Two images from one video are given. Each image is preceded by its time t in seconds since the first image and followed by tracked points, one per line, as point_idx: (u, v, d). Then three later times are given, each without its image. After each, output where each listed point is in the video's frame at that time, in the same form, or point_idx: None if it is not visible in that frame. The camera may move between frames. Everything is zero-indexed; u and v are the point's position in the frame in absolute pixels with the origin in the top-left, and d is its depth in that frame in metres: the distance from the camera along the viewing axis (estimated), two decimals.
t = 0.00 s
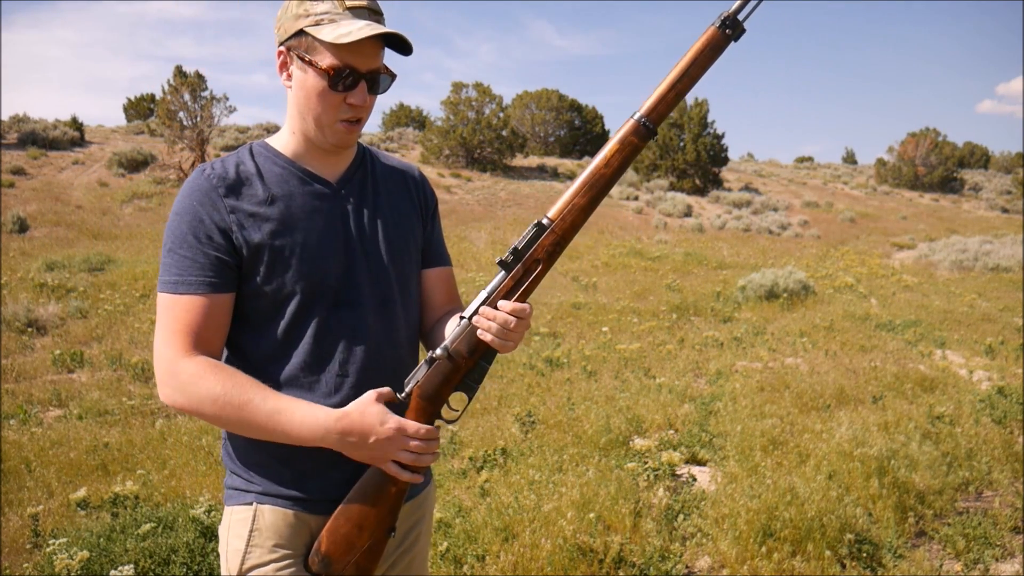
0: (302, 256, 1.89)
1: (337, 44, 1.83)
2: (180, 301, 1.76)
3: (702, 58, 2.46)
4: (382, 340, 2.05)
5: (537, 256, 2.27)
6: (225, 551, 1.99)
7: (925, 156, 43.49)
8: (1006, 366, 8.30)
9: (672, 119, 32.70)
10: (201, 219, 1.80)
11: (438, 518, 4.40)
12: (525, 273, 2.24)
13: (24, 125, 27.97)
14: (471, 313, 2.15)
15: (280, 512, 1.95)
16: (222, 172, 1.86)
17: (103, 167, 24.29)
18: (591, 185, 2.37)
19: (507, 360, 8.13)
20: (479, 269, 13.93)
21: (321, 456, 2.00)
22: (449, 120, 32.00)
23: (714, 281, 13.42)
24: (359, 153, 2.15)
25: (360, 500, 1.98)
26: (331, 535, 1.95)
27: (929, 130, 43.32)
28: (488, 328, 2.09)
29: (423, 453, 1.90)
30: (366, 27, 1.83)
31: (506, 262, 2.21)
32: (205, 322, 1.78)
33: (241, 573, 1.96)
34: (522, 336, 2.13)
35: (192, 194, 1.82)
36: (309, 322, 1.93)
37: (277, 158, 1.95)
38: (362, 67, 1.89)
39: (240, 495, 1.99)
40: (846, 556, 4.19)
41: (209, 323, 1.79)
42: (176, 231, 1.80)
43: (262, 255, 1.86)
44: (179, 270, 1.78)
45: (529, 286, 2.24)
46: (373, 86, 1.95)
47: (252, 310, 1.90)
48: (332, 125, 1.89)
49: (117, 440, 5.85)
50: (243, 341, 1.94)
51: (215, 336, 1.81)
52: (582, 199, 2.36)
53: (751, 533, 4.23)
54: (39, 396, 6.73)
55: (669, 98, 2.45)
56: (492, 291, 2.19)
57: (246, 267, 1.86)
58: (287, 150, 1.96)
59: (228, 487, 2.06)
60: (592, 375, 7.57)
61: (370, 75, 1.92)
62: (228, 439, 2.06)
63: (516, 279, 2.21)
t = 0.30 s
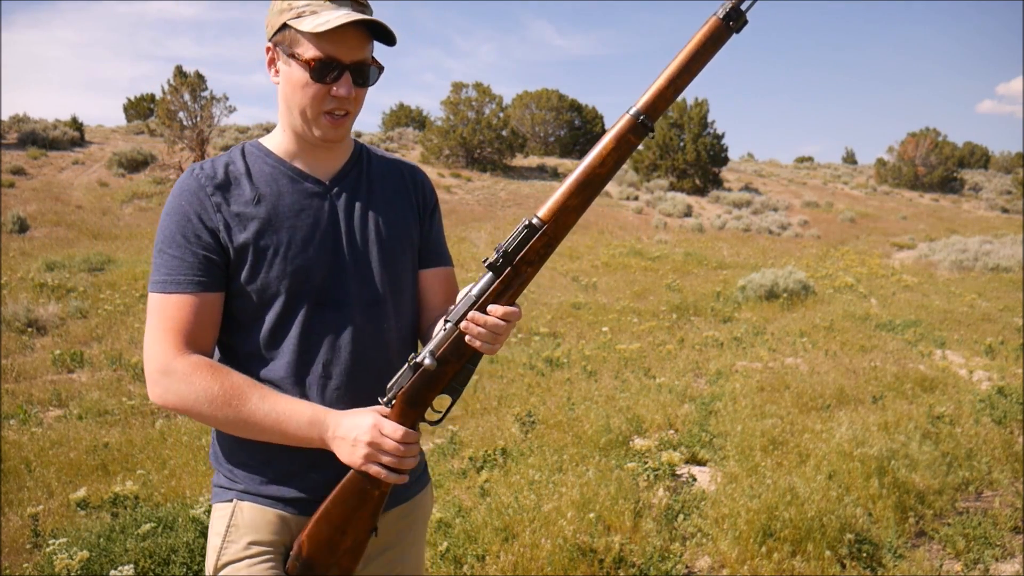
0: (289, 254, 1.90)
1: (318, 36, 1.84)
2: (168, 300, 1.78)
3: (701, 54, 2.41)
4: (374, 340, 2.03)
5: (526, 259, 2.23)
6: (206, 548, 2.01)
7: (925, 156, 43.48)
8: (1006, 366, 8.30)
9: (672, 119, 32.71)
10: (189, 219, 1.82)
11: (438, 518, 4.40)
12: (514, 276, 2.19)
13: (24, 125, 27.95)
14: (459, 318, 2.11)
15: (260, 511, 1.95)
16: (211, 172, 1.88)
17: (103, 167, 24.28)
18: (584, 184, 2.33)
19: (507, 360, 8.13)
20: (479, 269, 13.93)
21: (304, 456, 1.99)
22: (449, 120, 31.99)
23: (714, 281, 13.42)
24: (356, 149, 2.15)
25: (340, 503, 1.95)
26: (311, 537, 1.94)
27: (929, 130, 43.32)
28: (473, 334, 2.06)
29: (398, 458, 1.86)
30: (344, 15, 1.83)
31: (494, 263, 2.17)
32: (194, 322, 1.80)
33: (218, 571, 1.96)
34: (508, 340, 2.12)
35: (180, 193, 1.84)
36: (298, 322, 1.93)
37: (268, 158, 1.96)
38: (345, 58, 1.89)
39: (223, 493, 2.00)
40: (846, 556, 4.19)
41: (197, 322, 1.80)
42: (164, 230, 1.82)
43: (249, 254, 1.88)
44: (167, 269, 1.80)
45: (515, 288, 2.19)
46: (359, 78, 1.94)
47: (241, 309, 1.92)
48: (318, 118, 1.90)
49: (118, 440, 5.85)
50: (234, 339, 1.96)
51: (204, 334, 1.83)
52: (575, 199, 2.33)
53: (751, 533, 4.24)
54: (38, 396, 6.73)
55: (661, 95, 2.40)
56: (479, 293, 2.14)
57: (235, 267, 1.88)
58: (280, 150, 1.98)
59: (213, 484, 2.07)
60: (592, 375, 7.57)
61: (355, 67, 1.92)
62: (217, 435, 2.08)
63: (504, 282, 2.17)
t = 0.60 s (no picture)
0: (260, 250, 1.87)
1: (259, 13, 1.85)
2: (134, 300, 1.76)
3: None
4: (351, 339, 1.98)
5: (487, 246, 2.00)
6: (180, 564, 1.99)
7: (925, 156, 43.50)
8: (1006, 366, 8.30)
9: (672, 119, 32.72)
10: (158, 216, 1.81)
11: (438, 518, 4.39)
12: (473, 268, 1.97)
13: (24, 125, 27.95)
14: (415, 318, 1.92)
15: (228, 528, 1.92)
16: (181, 169, 1.87)
17: (103, 167, 24.28)
18: (542, 160, 2.02)
19: (507, 361, 8.12)
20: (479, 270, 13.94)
21: (271, 466, 1.94)
22: (449, 120, 32.00)
23: (714, 281, 13.42)
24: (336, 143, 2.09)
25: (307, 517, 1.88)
26: (280, 554, 1.90)
27: (929, 130, 43.32)
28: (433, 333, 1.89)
29: (369, 469, 1.81)
30: None
31: (451, 257, 1.93)
32: (161, 321, 1.77)
33: None
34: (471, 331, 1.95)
35: (150, 190, 1.83)
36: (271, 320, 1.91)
37: (242, 154, 1.94)
38: (289, 31, 1.86)
39: (194, 508, 1.97)
40: (846, 556, 4.19)
41: (165, 320, 1.78)
42: (133, 228, 1.81)
43: (220, 252, 1.86)
44: (134, 267, 1.78)
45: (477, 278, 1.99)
46: (312, 53, 1.89)
47: (213, 308, 1.90)
48: (274, 98, 1.88)
49: (118, 440, 5.86)
50: (208, 337, 1.95)
51: (173, 333, 1.80)
52: (535, 178, 2.03)
53: (751, 533, 4.24)
54: (38, 396, 6.73)
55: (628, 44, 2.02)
56: (437, 289, 1.93)
57: (205, 265, 1.87)
58: (253, 145, 1.96)
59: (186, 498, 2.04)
60: (592, 375, 7.57)
61: (302, 39, 1.87)
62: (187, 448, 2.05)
63: (464, 275, 1.95)
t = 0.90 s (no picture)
0: (219, 240, 1.80)
1: None
2: (78, 292, 1.68)
3: None
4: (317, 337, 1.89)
5: (409, 204, 1.84)
6: None
7: (925, 156, 43.49)
8: (1006, 366, 8.30)
9: (672, 119, 32.73)
10: (110, 205, 1.75)
11: (438, 518, 4.38)
12: (398, 231, 1.82)
13: (24, 125, 27.94)
14: (347, 291, 1.76)
15: (182, 550, 1.80)
16: (138, 158, 1.83)
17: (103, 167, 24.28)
18: (449, 106, 1.83)
19: (507, 361, 8.12)
20: (479, 269, 13.94)
21: (226, 478, 1.82)
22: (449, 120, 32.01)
23: (714, 281, 13.42)
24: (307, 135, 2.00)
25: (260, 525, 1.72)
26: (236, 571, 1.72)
27: (929, 130, 43.33)
28: (381, 300, 1.75)
29: (322, 458, 1.68)
30: None
31: (373, 220, 1.77)
32: (106, 318, 1.69)
33: None
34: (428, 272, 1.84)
35: (104, 179, 1.78)
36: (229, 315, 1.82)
37: (204, 143, 1.88)
38: (239, 7, 1.80)
39: (148, 530, 1.85)
40: (846, 556, 4.19)
41: (112, 314, 1.70)
42: (83, 218, 1.74)
43: (176, 244, 1.80)
44: (81, 257, 1.70)
45: (404, 240, 1.84)
46: (266, 26, 1.82)
47: (170, 302, 1.83)
48: (233, 78, 1.80)
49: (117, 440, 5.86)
50: (164, 335, 1.87)
51: (122, 330, 1.72)
52: (447, 123, 1.85)
53: (751, 533, 4.24)
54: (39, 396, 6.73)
55: None
56: (364, 256, 1.77)
57: (160, 257, 1.80)
58: (218, 136, 1.89)
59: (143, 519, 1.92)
60: (591, 375, 7.57)
61: (253, 14, 1.81)
62: (142, 467, 1.94)
63: (389, 239, 1.80)
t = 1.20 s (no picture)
0: (159, 249, 1.76)
1: None
2: (20, 303, 1.73)
3: None
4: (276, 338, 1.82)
5: (369, 209, 1.76)
6: None
7: (925, 156, 43.50)
8: (1006, 366, 8.30)
9: (672, 119, 32.75)
10: (54, 216, 1.77)
11: (438, 518, 4.38)
12: (353, 235, 1.75)
13: (24, 124, 27.84)
14: (288, 280, 1.68)
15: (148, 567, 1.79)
16: (86, 161, 1.82)
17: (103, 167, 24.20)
18: (427, 125, 1.80)
19: (507, 361, 8.11)
20: (479, 270, 13.93)
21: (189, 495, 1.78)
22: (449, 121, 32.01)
23: (715, 281, 13.42)
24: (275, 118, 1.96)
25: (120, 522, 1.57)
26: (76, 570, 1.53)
27: (929, 130, 43.37)
28: (449, 219, 1.73)
29: (207, 460, 1.55)
30: None
31: (327, 216, 1.70)
32: (43, 326, 1.74)
33: None
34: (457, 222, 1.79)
35: (52, 187, 1.79)
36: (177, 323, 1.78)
37: (157, 138, 1.85)
38: None
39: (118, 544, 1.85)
40: (846, 556, 4.19)
41: (50, 324, 1.74)
42: (31, 230, 1.77)
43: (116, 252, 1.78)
44: (28, 270, 1.75)
45: (356, 245, 1.76)
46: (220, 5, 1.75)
47: (121, 309, 1.83)
48: (186, 63, 1.74)
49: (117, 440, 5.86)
50: (123, 337, 1.87)
51: (59, 338, 1.75)
52: (422, 141, 1.81)
53: (751, 533, 4.24)
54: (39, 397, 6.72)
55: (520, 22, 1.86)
56: (313, 250, 1.70)
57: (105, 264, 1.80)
58: (171, 129, 1.86)
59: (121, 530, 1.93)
60: (591, 375, 7.56)
61: None
62: (113, 480, 1.93)
63: (340, 240, 1.73)
